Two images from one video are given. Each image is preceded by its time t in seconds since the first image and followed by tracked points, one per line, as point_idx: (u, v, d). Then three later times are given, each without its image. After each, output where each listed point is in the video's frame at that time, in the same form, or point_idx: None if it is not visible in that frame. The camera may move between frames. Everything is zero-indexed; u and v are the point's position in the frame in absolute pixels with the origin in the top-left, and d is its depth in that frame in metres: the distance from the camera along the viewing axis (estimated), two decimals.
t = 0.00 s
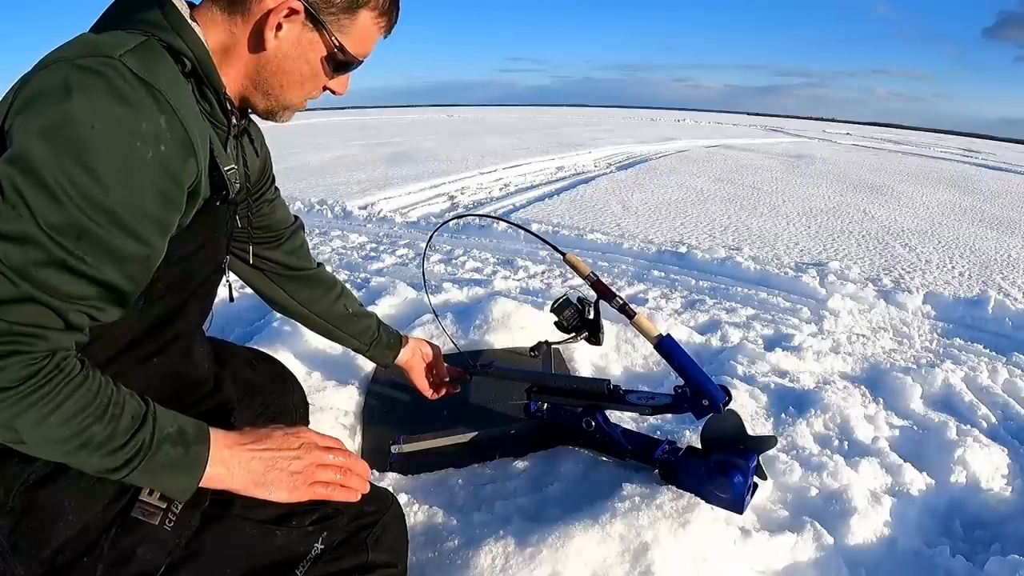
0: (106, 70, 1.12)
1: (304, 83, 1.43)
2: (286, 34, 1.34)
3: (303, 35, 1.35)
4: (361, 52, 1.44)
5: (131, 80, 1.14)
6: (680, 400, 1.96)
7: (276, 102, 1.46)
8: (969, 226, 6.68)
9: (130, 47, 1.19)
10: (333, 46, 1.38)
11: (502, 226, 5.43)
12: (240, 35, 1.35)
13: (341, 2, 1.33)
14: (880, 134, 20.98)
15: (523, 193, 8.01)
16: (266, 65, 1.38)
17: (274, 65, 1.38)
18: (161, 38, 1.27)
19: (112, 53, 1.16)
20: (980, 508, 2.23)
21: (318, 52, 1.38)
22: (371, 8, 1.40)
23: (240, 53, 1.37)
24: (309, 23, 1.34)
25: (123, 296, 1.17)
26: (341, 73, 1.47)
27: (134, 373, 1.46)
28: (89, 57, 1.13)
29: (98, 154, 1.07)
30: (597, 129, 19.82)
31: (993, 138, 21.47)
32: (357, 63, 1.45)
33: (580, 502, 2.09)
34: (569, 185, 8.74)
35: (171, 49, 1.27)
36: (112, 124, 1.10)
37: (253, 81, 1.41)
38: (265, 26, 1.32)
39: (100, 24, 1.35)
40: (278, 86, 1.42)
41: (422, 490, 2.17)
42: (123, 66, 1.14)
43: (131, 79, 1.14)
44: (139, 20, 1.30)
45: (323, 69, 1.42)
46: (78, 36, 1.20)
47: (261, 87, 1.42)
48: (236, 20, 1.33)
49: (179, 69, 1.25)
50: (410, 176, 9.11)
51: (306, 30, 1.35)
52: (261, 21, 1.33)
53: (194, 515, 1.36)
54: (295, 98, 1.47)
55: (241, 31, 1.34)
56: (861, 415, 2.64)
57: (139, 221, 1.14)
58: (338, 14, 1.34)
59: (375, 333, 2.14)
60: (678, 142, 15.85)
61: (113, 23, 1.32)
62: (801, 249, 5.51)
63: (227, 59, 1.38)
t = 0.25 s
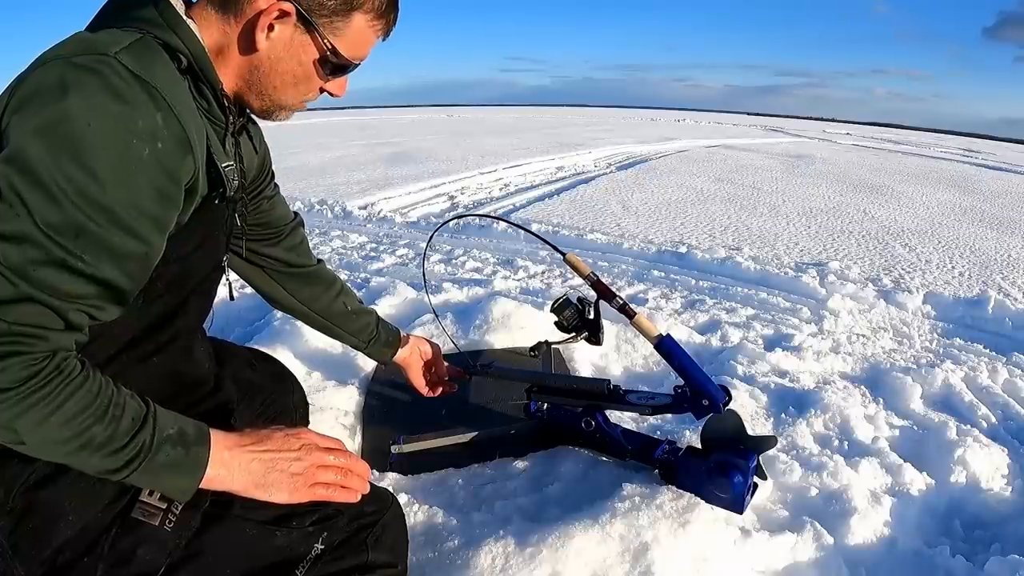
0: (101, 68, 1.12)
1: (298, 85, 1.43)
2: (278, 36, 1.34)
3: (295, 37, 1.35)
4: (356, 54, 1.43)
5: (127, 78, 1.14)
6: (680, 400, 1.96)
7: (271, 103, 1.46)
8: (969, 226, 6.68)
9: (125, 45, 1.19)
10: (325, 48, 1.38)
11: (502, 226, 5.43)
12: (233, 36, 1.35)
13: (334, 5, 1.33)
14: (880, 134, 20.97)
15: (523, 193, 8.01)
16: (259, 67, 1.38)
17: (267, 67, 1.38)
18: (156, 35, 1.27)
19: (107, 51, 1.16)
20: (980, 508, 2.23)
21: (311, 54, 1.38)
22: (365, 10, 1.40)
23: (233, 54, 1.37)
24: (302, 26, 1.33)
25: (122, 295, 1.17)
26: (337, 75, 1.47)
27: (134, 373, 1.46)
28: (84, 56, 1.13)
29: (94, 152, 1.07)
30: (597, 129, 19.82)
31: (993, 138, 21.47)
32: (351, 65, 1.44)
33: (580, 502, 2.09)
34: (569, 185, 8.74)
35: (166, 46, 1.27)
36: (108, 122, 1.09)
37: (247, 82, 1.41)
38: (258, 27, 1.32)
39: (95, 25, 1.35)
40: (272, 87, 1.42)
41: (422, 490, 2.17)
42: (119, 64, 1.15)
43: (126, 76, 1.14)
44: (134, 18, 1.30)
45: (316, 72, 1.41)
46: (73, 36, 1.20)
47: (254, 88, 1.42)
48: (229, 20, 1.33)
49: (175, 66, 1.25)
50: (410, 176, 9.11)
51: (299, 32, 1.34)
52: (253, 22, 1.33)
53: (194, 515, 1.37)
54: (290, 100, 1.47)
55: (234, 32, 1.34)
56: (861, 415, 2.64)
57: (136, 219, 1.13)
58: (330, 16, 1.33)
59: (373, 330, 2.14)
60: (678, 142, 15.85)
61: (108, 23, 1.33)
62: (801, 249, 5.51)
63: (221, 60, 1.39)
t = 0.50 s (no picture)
0: (103, 70, 1.12)
1: (301, 89, 1.43)
2: (281, 40, 1.34)
3: (299, 42, 1.35)
4: (359, 59, 1.44)
5: (128, 80, 1.14)
6: (680, 400, 1.96)
7: (274, 107, 1.46)
8: (969, 226, 6.68)
9: (127, 47, 1.19)
10: (329, 53, 1.38)
11: (502, 226, 5.43)
12: (236, 40, 1.35)
13: (338, 11, 1.33)
14: (880, 134, 20.97)
15: (523, 193, 8.01)
16: (262, 71, 1.38)
17: (270, 71, 1.38)
18: (158, 37, 1.27)
19: (109, 53, 1.16)
20: (980, 508, 2.23)
21: (315, 59, 1.38)
22: (369, 16, 1.40)
23: (236, 58, 1.37)
24: (305, 30, 1.34)
25: (123, 297, 1.17)
26: (340, 82, 1.47)
27: (134, 374, 1.46)
28: (86, 58, 1.13)
29: (95, 153, 1.07)
30: (597, 129, 19.82)
31: (993, 138, 21.48)
32: (354, 71, 1.45)
33: (580, 502, 2.09)
34: (569, 185, 8.74)
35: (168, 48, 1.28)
36: (110, 124, 1.09)
37: (250, 86, 1.41)
38: (261, 30, 1.32)
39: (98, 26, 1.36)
40: (275, 91, 1.42)
41: (423, 490, 2.17)
42: (120, 66, 1.15)
43: (128, 79, 1.14)
44: (137, 19, 1.30)
45: (320, 77, 1.42)
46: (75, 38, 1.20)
47: (257, 92, 1.42)
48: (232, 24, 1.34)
49: (177, 69, 1.25)
50: (410, 176, 9.11)
51: (302, 37, 1.34)
52: (256, 26, 1.33)
53: (194, 516, 1.37)
54: (293, 103, 1.47)
55: (238, 36, 1.34)
56: (861, 415, 2.64)
57: (136, 222, 1.13)
58: (334, 21, 1.34)
59: (372, 331, 2.14)
60: (678, 142, 15.85)
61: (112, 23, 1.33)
62: (801, 249, 5.51)
63: (224, 64, 1.39)
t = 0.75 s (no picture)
0: (103, 69, 1.12)
1: (301, 89, 1.43)
2: (281, 39, 1.34)
3: (299, 41, 1.35)
4: (359, 58, 1.44)
5: (129, 79, 1.14)
6: (680, 400, 1.96)
7: (274, 107, 1.46)
8: (969, 226, 6.68)
9: (127, 46, 1.19)
10: (329, 52, 1.38)
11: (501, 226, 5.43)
12: (235, 39, 1.35)
13: (337, 10, 1.33)
14: (880, 134, 20.97)
15: (523, 193, 8.01)
16: (262, 69, 1.38)
17: (270, 70, 1.38)
18: (158, 36, 1.27)
19: (109, 52, 1.16)
20: (980, 508, 2.23)
21: (314, 58, 1.38)
22: (369, 15, 1.40)
23: (235, 57, 1.37)
24: (305, 29, 1.34)
25: (124, 297, 1.17)
26: (340, 82, 1.47)
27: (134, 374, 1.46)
28: (86, 57, 1.13)
29: (94, 152, 1.07)
30: (596, 129, 19.82)
31: (993, 138, 21.48)
32: (354, 71, 1.45)
33: (580, 502, 2.09)
34: (569, 185, 8.74)
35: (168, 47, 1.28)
36: (110, 124, 1.09)
37: (249, 85, 1.41)
38: (261, 29, 1.32)
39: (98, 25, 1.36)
40: (275, 91, 1.42)
41: (423, 490, 2.17)
42: (120, 66, 1.15)
43: (128, 78, 1.14)
44: (137, 18, 1.30)
45: (320, 76, 1.42)
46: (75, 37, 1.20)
47: (257, 91, 1.42)
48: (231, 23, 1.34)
49: (177, 68, 1.25)
50: (410, 176, 9.11)
51: (302, 35, 1.34)
52: (256, 24, 1.33)
53: (194, 516, 1.37)
54: (293, 102, 1.46)
55: (237, 35, 1.34)
56: (861, 415, 2.64)
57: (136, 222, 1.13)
58: (334, 19, 1.34)
59: (371, 332, 2.15)
60: (678, 142, 15.85)
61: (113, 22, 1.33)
62: (801, 249, 5.51)
63: (223, 63, 1.39)
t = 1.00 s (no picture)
0: (100, 70, 1.12)
1: (300, 90, 1.43)
2: (280, 40, 1.34)
3: (298, 42, 1.35)
4: (358, 59, 1.43)
5: (126, 80, 1.14)
6: (680, 400, 1.96)
7: (273, 108, 1.46)
8: (970, 227, 6.68)
9: (125, 47, 1.19)
10: (328, 53, 1.38)
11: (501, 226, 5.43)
12: (234, 40, 1.35)
13: (337, 11, 1.33)
14: (880, 134, 20.97)
15: (523, 193, 8.01)
16: (262, 70, 1.38)
17: (270, 71, 1.38)
18: (157, 37, 1.27)
19: (107, 53, 1.16)
20: (980, 508, 2.23)
21: (314, 59, 1.38)
22: (369, 16, 1.40)
23: (235, 59, 1.37)
24: (304, 30, 1.34)
25: (122, 297, 1.17)
26: (340, 82, 1.47)
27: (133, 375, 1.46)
28: (84, 59, 1.13)
29: (93, 153, 1.07)
30: (596, 129, 19.82)
31: (993, 138, 21.49)
32: (354, 72, 1.45)
33: (580, 502, 2.09)
34: (569, 185, 8.74)
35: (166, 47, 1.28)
36: (108, 124, 1.09)
37: (248, 86, 1.41)
38: (260, 30, 1.32)
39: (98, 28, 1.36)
40: (275, 92, 1.42)
41: (422, 490, 2.17)
42: (118, 66, 1.15)
43: (126, 78, 1.14)
44: (137, 19, 1.30)
45: (319, 77, 1.41)
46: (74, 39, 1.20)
47: (256, 92, 1.42)
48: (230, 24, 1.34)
49: (175, 68, 1.25)
50: (410, 176, 9.11)
51: (301, 37, 1.34)
52: (255, 25, 1.33)
53: (193, 516, 1.37)
54: (293, 104, 1.46)
55: (236, 37, 1.34)
56: (861, 415, 2.64)
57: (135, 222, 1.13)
58: (333, 20, 1.34)
59: (373, 332, 2.15)
60: (678, 142, 15.85)
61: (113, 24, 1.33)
62: (801, 249, 5.51)
63: (223, 64, 1.39)
